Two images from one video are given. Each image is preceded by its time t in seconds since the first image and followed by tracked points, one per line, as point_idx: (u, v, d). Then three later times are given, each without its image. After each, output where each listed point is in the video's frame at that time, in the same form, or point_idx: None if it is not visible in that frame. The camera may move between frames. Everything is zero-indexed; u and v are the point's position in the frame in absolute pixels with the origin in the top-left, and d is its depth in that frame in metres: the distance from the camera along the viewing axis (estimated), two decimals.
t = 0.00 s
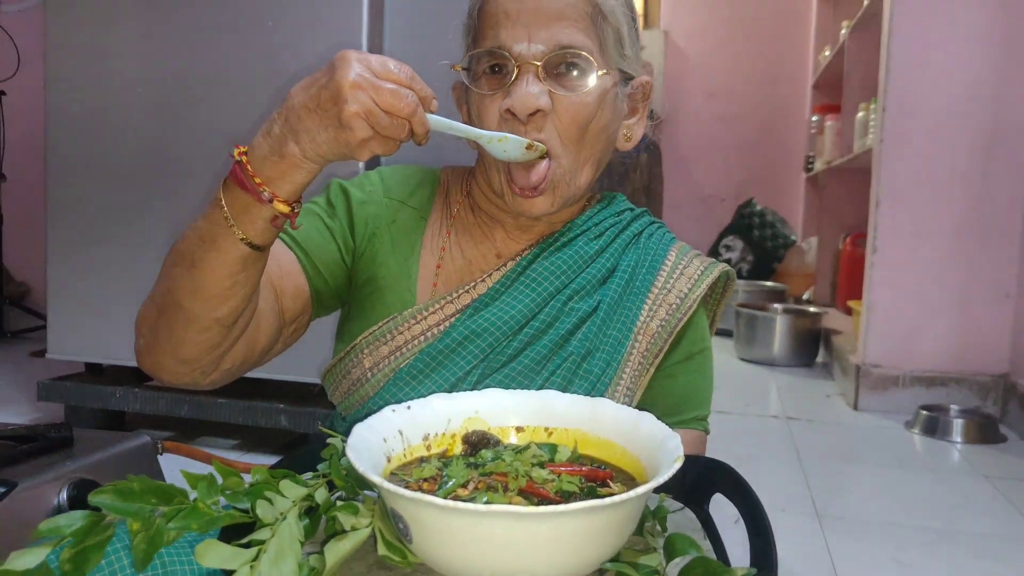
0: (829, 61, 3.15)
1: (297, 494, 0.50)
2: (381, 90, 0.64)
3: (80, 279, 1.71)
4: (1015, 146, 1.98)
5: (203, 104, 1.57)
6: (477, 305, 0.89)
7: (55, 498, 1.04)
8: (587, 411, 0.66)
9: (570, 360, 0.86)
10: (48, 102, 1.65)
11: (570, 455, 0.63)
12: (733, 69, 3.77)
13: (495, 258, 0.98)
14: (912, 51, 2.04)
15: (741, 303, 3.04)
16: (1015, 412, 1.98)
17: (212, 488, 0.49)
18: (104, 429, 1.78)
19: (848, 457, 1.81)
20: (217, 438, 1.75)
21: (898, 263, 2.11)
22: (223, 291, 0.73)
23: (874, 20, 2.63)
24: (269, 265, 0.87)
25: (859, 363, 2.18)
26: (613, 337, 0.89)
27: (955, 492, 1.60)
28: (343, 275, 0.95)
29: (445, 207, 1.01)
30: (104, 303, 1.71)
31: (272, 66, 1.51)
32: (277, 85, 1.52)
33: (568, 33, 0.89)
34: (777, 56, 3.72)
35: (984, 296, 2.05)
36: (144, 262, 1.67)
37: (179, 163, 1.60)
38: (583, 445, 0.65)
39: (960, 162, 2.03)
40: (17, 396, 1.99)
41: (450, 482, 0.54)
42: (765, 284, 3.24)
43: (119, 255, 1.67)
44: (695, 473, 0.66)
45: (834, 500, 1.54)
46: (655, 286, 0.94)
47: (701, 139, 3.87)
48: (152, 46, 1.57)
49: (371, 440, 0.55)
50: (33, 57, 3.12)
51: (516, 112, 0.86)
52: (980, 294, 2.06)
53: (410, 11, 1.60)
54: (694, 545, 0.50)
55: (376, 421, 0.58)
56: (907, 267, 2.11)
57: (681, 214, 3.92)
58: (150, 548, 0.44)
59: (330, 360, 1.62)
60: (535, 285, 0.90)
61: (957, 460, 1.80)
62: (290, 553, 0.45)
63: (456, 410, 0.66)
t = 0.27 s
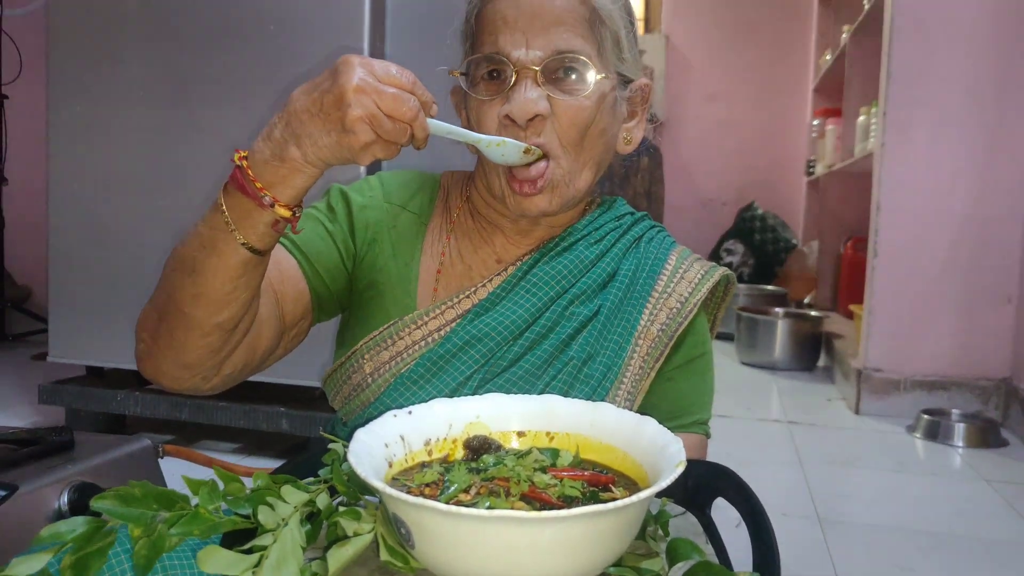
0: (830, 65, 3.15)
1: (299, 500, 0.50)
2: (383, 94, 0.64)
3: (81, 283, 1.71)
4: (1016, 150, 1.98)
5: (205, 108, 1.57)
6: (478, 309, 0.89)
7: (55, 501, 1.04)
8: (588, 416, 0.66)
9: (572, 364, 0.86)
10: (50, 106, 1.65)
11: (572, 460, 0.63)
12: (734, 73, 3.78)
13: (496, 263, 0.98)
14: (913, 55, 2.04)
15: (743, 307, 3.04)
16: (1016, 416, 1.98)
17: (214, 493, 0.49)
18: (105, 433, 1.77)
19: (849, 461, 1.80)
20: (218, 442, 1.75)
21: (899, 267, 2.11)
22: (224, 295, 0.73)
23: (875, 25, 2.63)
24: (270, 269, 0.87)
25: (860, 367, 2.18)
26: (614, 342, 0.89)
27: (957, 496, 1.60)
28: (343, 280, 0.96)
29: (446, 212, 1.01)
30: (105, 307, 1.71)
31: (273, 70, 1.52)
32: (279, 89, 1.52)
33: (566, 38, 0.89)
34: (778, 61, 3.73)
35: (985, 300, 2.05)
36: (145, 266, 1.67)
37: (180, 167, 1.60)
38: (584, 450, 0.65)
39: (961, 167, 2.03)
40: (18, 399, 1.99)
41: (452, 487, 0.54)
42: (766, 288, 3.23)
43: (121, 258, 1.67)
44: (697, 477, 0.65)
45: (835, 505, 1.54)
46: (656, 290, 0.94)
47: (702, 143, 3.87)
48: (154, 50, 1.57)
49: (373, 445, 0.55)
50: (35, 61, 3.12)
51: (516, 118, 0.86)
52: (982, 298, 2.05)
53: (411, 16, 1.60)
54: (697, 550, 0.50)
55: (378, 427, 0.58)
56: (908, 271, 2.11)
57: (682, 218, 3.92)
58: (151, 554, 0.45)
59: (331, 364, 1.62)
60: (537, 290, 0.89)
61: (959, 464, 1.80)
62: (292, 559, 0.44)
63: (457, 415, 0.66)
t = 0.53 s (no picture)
0: (829, 69, 3.16)
1: (296, 506, 0.50)
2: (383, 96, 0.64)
3: (81, 286, 1.71)
4: (1016, 153, 1.98)
5: (205, 111, 1.57)
6: (476, 314, 0.89)
7: (54, 505, 1.04)
8: (586, 420, 0.66)
9: (570, 368, 0.86)
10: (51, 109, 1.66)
11: (569, 464, 0.63)
12: (734, 76, 3.78)
13: (495, 266, 0.98)
14: (912, 58, 2.04)
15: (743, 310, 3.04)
16: (1017, 419, 1.98)
17: (211, 500, 0.49)
18: (105, 435, 1.77)
19: (849, 464, 1.80)
20: (217, 444, 1.74)
21: (899, 270, 2.11)
22: (220, 296, 0.73)
23: (875, 28, 2.63)
24: (268, 270, 0.87)
25: (860, 370, 2.18)
26: (613, 345, 0.89)
27: (957, 499, 1.60)
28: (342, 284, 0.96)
29: (444, 216, 1.01)
30: (105, 310, 1.71)
31: (273, 73, 1.52)
32: (279, 92, 1.53)
33: (561, 44, 0.89)
34: (778, 64, 3.73)
35: (985, 303, 2.05)
36: (145, 269, 1.67)
37: (180, 170, 1.61)
38: (582, 454, 0.65)
39: (961, 170, 2.03)
40: (18, 402, 1.99)
41: (448, 492, 0.54)
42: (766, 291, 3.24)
43: (121, 261, 1.68)
44: (695, 479, 0.65)
45: (835, 508, 1.53)
46: (655, 293, 0.94)
47: (703, 146, 3.87)
48: (154, 53, 1.58)
49: (369, 451, 0.55)
50: (36, 63, 3.12)
51: (511, 127, 0.86)
52: (982, 301, 2.05)
53: (411, 19, 1.60)
54: (693, 553, 0.50)
55: (375, 432, 0.58)
56: (908, 274, 2.11)
57: (682, 221, 3.93)
58: (148, 562, 0.46)
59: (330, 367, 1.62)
60: (535, 293, 0.90)
61: (959, 467, 1.80)
62: (288, 565, 0.44)
63: (455, 420, 0.66)
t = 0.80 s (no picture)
0: (829, 71, 3.16)
1: (297, 510, 0.50)
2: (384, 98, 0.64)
3: (81, 288, 1.70)
4: (1016, 155, 1.98)
5: (205, 113, 1.57)
6: (477, 316, 0.89)
7: (53, 507, 1.03)
8: (587, 424, 0.66)
9: (571, 371, 0.86)
10: (51, 111, 1.66)
11: (570, 468, 0.63)
12: (733, 78, 3.78)
13: (496, 269, 0.98)
14: (912, 60, 2.05)
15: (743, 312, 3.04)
16: (1017, 421, 1.98)
17: (212, 504, 0.49)
18: (105, 438, 1.77)
19: (850, 466, 1.80)
20: (217, 447, 1.74)
21: (899, 271, 2.11)
22: (220, 299, 0.73)
23: (875, 31, 2.63)
24: (269, 272, 0.87)
25: (860, 373, 2.18)
26: (613, 348, 0.89)
27: (958, 502, 1.60)
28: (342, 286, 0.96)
29: (445, 219, 1.01)
30: (105, 312, 1.70)
31: (273, 76, 1.52)
32: (279, 95, 1.53)
33: (564, 48, 0.88)
34: (777, 66, 3.73)
35: (985, 305, 2.05)
36: (144, 271, 1.66)
37: (180, 172, 1.60)
38: (583, 458, 0.65)
39: (961, 172, 2.03)
40: (17, 404, 1.99)
41: (450, 496, 0.54)
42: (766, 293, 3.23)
43: (120, 264, 1.67)
44: (696, 483, 0.65)
45: (835, 510, 1.53)
46: (655, 296, 0.94)
47: (702, 148, 3.87)
48: (154, 56, 1.58)
49: (371, 455, 0.55)
50: (36, 65, 3.13)
51: (512, 131, 0.87)
52: (982, 304, 2.05)
53: (411, 21, 1.60)
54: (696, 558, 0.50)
55: (376, 436, 0.58)
56: (908, 275, 2.11)
57: (682, 223, 3.93)
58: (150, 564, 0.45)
59: (330, 369, 1.62)
60: (536, 297, 0.89)
61: (959, 470, 1.80)
62: (291, 569, 0.45)
63: (456, 424, 0.65)
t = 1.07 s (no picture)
0: (828, 73, 3.16)
1: (292, 513, 0.50)
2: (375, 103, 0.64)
3: (78, 291, 1.70)
4: (1014, 157, 1.98)
5: (202, 115, 1.57)
6: (474, 317, 0.89)
7: (49, 510, 1.03)
8: (585, 426, 0.65)
9: (569, 373, 0.85)
10: (48, 113, 1.65)
11: (568, 471, 0.62)
12: (732, 80, 3.78)
13: (494, 270, 0.98)
14: (911, 62, 2.05)
15: (741, 314, 3.03)
16: (1016, 423, 1.97)
17: (207, 507, 0.49)
18: (102, 441, 1.76)
19: (849, 468, 1.80)
20: (214, 449, 1.74)
21: (898, 273, 2.11)
22: (216, 304, 0.73)
23: (873, 33, 2.63)
24: (265, 276, 0.87)
25: (859, 374, 2.18)
26: (611, 351, 0.88)
27: (958, 504, 1.59)
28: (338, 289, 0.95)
29: (443, 220, 1.01)
30: (102, 314, 1.70)
31: (271, 78, 1.52)
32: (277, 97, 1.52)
33: (566, 50, 0.88)
34: (775, 68, 3.74)
35: (984, 306, 2.05)
36: (142, 274, 1.66)
37: (178, 174, 1.60)
38: (581, 460, 0.64)
39: (959, 174, 2.03)
40: (14, 407, 1.98)
41: (446, 499, 0.53)
42: (764, 294, 3.23)
43: (118, 265, 1.67)
44: (694, 487, 0.65)
45: (834, 513, 1.53)
46: (653, 298, 0.94)
47: (701, 150, 3.87)
48: (152, 57, 1.57)
49: (368, 458, 0.55)
50: (34, 67, 3.12)
51: (514, 132, 0.86)
52: (981, 305, 2.05)
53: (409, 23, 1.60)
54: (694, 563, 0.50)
55: (372, 438, 0.58)
56: (906, 277, 2.10)
57: (681, 225, 3.92)
58: (143, 567, 0.44)
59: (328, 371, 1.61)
60: (533, 298, 0.89)
61: (958, 472, 1.80)
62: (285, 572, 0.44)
63: (453, 426, 0.65)
